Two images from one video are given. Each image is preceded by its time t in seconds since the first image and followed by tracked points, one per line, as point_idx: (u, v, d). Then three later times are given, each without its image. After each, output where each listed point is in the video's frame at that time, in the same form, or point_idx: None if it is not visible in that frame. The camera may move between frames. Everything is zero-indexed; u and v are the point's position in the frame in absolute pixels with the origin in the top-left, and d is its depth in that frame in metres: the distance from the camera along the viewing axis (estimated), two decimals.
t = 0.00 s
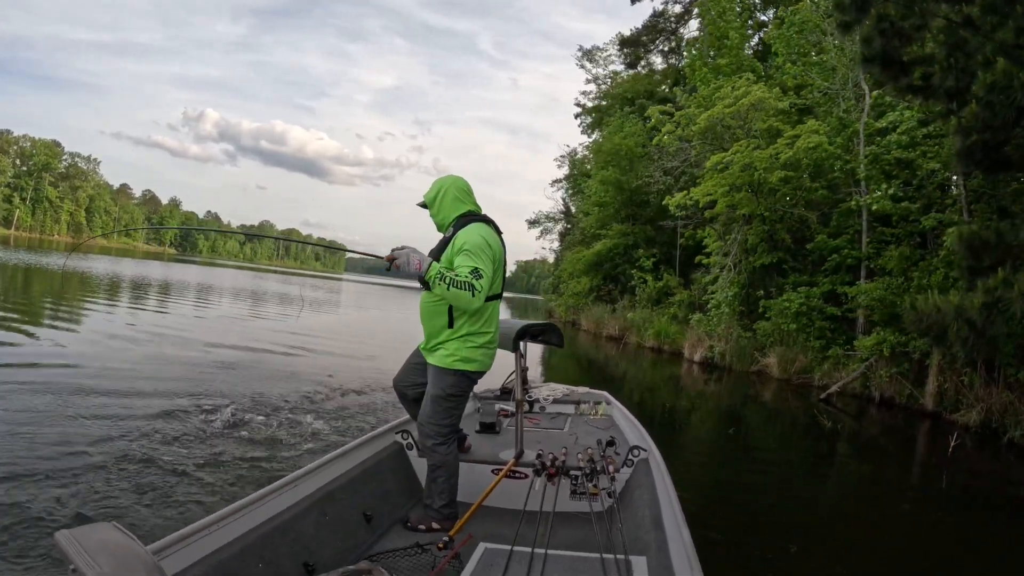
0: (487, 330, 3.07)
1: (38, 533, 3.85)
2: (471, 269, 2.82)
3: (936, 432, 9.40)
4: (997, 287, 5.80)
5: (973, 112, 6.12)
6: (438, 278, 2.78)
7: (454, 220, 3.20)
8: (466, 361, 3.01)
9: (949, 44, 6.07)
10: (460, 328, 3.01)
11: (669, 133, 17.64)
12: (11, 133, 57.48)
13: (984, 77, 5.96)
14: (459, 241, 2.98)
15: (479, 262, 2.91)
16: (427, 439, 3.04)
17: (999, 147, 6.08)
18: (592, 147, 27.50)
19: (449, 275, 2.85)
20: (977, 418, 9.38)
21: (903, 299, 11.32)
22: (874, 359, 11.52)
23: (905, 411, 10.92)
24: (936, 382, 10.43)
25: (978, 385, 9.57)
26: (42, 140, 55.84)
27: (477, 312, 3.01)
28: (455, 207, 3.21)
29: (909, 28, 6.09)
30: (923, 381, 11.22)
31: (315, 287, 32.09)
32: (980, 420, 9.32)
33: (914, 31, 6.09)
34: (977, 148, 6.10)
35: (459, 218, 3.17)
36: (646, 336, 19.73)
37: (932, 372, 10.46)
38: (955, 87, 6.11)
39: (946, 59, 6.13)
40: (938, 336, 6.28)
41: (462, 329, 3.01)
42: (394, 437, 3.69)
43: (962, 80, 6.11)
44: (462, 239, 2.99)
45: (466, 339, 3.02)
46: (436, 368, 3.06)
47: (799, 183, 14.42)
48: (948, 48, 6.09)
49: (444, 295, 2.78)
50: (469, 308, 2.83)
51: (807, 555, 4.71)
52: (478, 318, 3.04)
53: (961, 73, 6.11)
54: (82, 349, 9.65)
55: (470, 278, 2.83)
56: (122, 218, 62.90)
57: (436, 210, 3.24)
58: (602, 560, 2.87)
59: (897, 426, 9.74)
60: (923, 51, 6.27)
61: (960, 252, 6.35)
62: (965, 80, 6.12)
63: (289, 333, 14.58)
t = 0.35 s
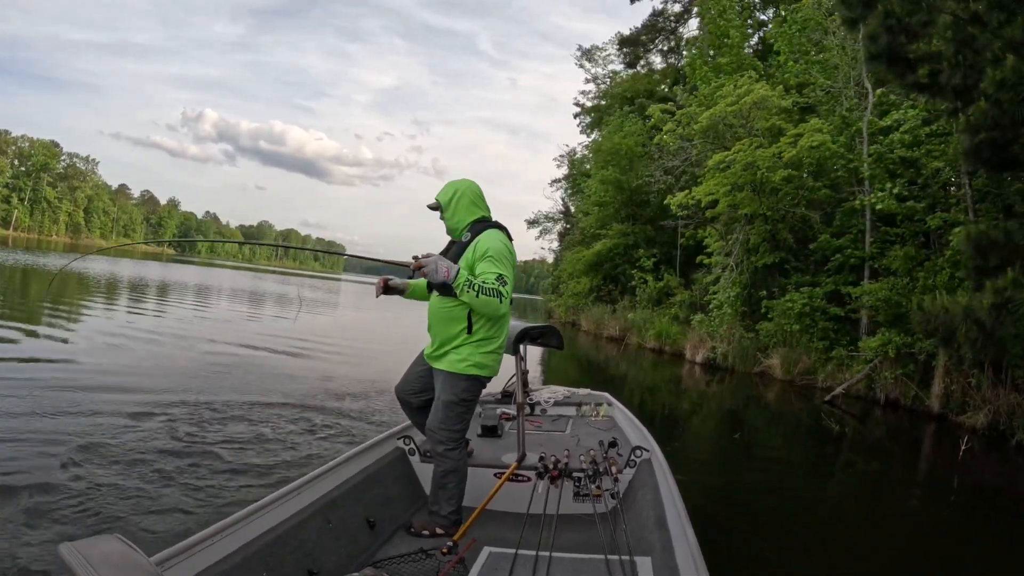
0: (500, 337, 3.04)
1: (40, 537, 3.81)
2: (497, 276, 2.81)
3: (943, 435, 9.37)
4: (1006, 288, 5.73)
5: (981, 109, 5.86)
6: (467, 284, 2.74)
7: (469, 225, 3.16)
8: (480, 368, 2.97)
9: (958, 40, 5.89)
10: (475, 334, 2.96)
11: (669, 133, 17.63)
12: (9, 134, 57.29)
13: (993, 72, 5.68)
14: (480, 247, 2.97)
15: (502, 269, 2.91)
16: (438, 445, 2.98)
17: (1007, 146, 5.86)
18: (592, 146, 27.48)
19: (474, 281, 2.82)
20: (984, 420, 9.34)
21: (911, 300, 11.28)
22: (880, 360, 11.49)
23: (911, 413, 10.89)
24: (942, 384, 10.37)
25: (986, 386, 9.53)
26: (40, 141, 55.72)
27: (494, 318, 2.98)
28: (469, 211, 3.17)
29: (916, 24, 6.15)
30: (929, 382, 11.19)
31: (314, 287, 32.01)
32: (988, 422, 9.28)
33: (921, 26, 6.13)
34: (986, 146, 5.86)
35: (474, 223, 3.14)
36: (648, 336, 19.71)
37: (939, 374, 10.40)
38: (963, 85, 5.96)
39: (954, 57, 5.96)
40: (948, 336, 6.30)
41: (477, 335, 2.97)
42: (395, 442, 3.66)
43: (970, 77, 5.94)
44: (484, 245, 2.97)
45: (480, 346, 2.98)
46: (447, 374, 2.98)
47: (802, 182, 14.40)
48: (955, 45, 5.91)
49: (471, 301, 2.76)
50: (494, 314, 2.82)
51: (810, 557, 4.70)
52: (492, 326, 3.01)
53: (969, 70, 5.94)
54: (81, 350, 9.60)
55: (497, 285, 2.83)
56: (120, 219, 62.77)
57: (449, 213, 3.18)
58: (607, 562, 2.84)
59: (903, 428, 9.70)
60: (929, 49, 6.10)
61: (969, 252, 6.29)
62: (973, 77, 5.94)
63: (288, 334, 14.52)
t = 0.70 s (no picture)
0: (494, 333, 3.10)
1: (38, 533, 3.85)
2: (501, 274, 2.88)
3: (947, 437, 9.38)
4: (1012, 287, 5.78)
5: (986, 104, 5.79)
6: (473, 282, 2.79)
7: (466, 221, 3.19)
8: (474, 363, 3.01)
9: (963, 35, 6.01)
10: (473, 329, 3.01)
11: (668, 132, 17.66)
12: (5, 132, 56.77)
13: (1001, 67, 5.67)
14: (482, 242, 3.01)
15: (504, 265, 2.98)
16: (432, 441, 3.00)
17: (1012, 144, 5.82)
18: (591, 145, 27.51)
19: (478, 276, 2.87)
20: (988, 421, 9.35)
21: (915, 298, 11.28)
22: (883, 361, 11.53)
23: (914, 415, 10.90)
24: (946, 386, 10.43)
25: (990, 388, 9.50)
26: (40, 140, 55.66)
27: (491, 315, 3.04)
28: (467, 206, 3.19)
29: (921, 19, 6.22)
30: (932, 383, 11.21)
31: (313, 287, 31.99)
32: (992, 424, 9.29)
33: (925, 21, 6.20)
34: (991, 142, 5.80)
35: (472, 219, 3.17)
36: (647, 337, 19.74)
37: (942, 376, 10.44)
38: (968, 80, 6.06)
39: (960, 52, 6.06)
40: (952, 339, 6.22)
41: (474, 331, 3.01)
42: (388, 437, 3.70)
43: (976, 72, 6.04)
44: (484, 241, 3.03)
45: (477, 341, 3.02)
46: (442, 368, 3.00)
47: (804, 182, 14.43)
48: (961, 40, 6.02)
49: (477, 297, 2.81)
50: (497, 309, 2.89)
51: (802, 558, 4.74)
52: (489, 322, 3.06)
53: (975, 65, 6.04)
54: (80, 350, 9.60)
55: (500, 280, 2.89)
56: (119, 218, 62.74)
57: (448, 207, 3.18)
58: (595, 561, 2.88)
59: (905, 429, 9.74)
60: (935, 44, 6.20)
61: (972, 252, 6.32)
62: (979, 73, 6.04)
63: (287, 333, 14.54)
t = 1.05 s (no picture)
0: (489, 334, 3.12)
1: (38, 532, 3.87)
2: (502, 275, 2.90)
3: (952, 440, 9.34)
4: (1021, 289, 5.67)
5: (994, 104, 5.72)
6: (476, 283, 2.80)
7: (463, 221, 3.20)
8: (470, 364, 3.02)
9: (970, 33, 5.91)
10: (469, 330, 3.02)
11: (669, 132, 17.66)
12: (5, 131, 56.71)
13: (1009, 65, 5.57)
14: (483, 243, 3.03)
15: (503, 267, 3.00)
16: (426, 442, 3.01)
17: (1019, 144, 5.77)
18: (592, 145, 27.55)
19: (479, 277, 2.89)
20: (994, 425, 9.34)
21: (920, 299, 11.28)
22: (887, 364, 11.53)
23: (919, 418, 10.86)
24: (950, 388, 10.33)
25: (996, 392, 9.45)
26: (40, 139, 55.62)
27: (487, 315, 3.06)
28: (465, 207, 3.20)
29: (927, 19, 6.36)
30: (936, 386, 11.15)
31: (313, 287, 31.97)
32: (998, 428, 9.28)
33: (930, 19, 6.31)
34: (996, 141, 5.77)
35: (469, 220, 3.18)
36: (647, 338, 19.73)
37: (947, 378, 10.33)
38: (975, 78, 6.03)
39: (968, 48, 5.99)
40: (957, 340, 6.36)
41: (471, 331, 3.02)
42: (381, 437, 3.71)
43: (982, 71, 6.00)
44: (483, 241, 3.04)
45: (475, 341, 3.04)
46: (437, 368, 3.00)
47: (808, 181, 14.43)
48: (969, 36, 5.93)
49: (478, 298, 2.82)
50: (497, 311, 2.91)
51: (798, 562, 4.74)
52: (486, 323, 3.08)
53: (981, 64, 6.00)
54: (80, 349, 9.59)
55: (501, 281, 2.92)
56: (119, 217, 62.66)
57: (445, 207, 3.18)
58: (588, 561, 2.89)
59: (908, 433, 9.74)
60: (941, 43, 6.31)
61: (978, 253, 6.35)
62: (985, 71, 6.00)
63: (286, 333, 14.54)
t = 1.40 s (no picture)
0: (483, 335, 3.09)
1: (38, 536, 3.85)
2: (496, 274, 2.87)
3: (959, 445, 9.29)
4: None
5: (1004, 103, 5.69)
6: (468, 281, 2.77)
7: (458, 221, 3.17)
8: (464, 367, 2.99)
9: (980, 32, 5.94)
10: (463, 331, 2.99)
11: (671, 132, 17.64)
12: (5, 130, 56.66)
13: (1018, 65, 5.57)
14: (477, 243, 3.01)
15: (497, 266, 2.98)
16: (422, 447, 2.99)
17: None
18: (593, 146, 27.53)
19: (472, 278, 2.86)
20: (1001, 429, 9.31)
21: (926, 301, 11.25)
22: (893, 367, 11.49)
23: (926, 421, 10.80)
24: (956, 392, 10.30)
25: (1003, 395, 9.42)
26: (40, 137, 55.56)
27: (481, 317, 3.03)
28: (460, 206, 3.18)
29: (935, 18, 6.32)
30: (942, 390, 11.11)
31: (314, 287, 31.93)
32: (1005, 432, 9.26)
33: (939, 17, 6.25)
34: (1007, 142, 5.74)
35: (464, 219, 3.16)
36: (649, 340, 19.68)
37: (954, 382, 10.30)
38: (984, 77, 6.00)
39: (977, 47, 5.98)
40: (965, 343, 6.13)
41: (465, 332, 2.99)
42: (378, 440, 3.69)
43: (992, 70, 5.98)
44: (478, 241, 3.02)
45: (468, 343, 3.00)
46: (431, 371, 2.96)
47: (812, 182, 14.40)
48: (980, 35, 5.94)
49: (471, 299, 2.79)
50: (491, 311, 2.88)
51: (799, 567, 4.71)
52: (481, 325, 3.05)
53: (991, 63, 5.98)
54: (79, 349, 9.53)
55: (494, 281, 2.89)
56: (119, 217, 62.62)
57: (440, 207, 3.17)
58: (589, 560, 2.86)
59: (914, 437, 9.69)
60: (948, 42, 6.23)
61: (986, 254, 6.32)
62: (995, 71, 5.98)
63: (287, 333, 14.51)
